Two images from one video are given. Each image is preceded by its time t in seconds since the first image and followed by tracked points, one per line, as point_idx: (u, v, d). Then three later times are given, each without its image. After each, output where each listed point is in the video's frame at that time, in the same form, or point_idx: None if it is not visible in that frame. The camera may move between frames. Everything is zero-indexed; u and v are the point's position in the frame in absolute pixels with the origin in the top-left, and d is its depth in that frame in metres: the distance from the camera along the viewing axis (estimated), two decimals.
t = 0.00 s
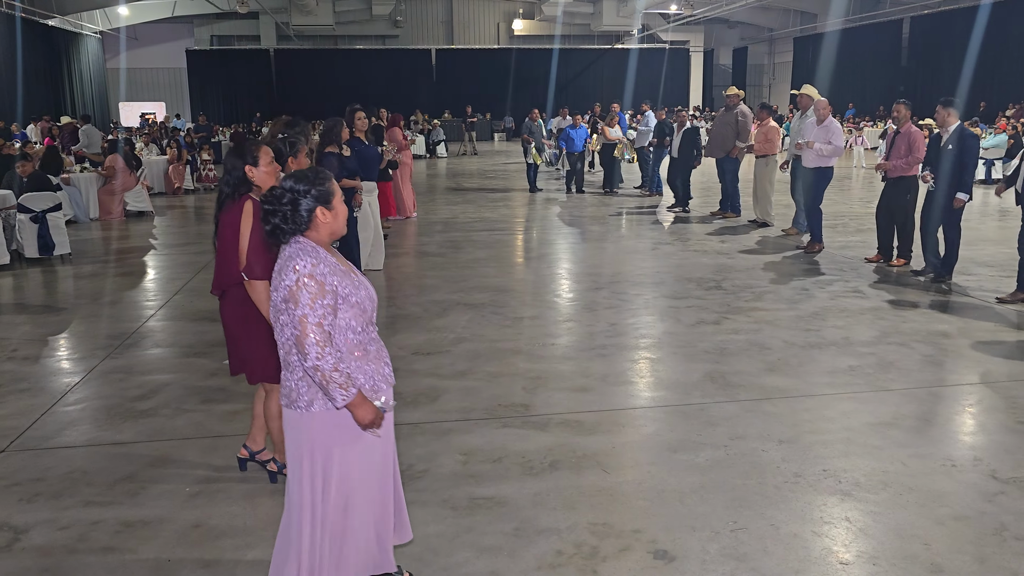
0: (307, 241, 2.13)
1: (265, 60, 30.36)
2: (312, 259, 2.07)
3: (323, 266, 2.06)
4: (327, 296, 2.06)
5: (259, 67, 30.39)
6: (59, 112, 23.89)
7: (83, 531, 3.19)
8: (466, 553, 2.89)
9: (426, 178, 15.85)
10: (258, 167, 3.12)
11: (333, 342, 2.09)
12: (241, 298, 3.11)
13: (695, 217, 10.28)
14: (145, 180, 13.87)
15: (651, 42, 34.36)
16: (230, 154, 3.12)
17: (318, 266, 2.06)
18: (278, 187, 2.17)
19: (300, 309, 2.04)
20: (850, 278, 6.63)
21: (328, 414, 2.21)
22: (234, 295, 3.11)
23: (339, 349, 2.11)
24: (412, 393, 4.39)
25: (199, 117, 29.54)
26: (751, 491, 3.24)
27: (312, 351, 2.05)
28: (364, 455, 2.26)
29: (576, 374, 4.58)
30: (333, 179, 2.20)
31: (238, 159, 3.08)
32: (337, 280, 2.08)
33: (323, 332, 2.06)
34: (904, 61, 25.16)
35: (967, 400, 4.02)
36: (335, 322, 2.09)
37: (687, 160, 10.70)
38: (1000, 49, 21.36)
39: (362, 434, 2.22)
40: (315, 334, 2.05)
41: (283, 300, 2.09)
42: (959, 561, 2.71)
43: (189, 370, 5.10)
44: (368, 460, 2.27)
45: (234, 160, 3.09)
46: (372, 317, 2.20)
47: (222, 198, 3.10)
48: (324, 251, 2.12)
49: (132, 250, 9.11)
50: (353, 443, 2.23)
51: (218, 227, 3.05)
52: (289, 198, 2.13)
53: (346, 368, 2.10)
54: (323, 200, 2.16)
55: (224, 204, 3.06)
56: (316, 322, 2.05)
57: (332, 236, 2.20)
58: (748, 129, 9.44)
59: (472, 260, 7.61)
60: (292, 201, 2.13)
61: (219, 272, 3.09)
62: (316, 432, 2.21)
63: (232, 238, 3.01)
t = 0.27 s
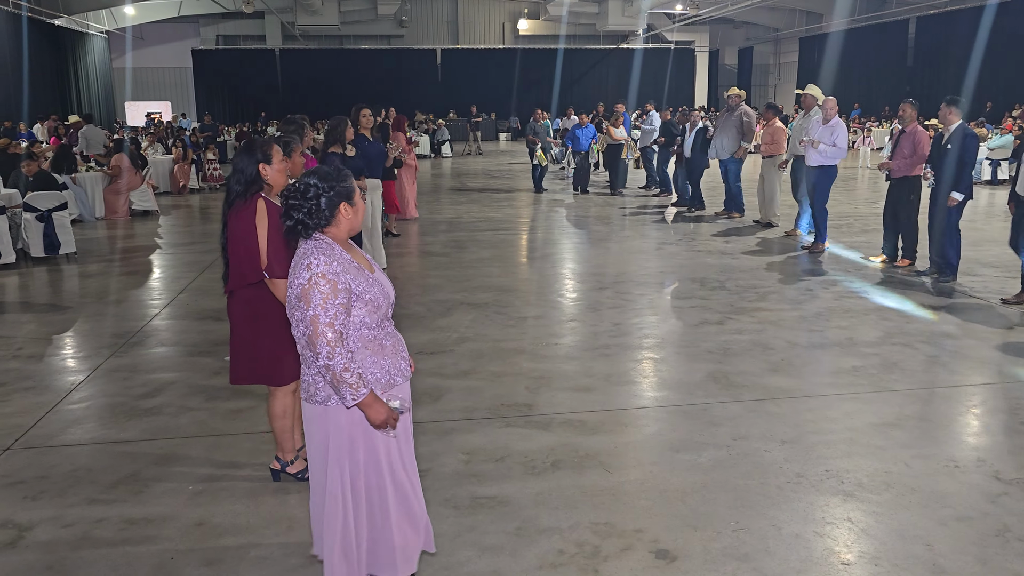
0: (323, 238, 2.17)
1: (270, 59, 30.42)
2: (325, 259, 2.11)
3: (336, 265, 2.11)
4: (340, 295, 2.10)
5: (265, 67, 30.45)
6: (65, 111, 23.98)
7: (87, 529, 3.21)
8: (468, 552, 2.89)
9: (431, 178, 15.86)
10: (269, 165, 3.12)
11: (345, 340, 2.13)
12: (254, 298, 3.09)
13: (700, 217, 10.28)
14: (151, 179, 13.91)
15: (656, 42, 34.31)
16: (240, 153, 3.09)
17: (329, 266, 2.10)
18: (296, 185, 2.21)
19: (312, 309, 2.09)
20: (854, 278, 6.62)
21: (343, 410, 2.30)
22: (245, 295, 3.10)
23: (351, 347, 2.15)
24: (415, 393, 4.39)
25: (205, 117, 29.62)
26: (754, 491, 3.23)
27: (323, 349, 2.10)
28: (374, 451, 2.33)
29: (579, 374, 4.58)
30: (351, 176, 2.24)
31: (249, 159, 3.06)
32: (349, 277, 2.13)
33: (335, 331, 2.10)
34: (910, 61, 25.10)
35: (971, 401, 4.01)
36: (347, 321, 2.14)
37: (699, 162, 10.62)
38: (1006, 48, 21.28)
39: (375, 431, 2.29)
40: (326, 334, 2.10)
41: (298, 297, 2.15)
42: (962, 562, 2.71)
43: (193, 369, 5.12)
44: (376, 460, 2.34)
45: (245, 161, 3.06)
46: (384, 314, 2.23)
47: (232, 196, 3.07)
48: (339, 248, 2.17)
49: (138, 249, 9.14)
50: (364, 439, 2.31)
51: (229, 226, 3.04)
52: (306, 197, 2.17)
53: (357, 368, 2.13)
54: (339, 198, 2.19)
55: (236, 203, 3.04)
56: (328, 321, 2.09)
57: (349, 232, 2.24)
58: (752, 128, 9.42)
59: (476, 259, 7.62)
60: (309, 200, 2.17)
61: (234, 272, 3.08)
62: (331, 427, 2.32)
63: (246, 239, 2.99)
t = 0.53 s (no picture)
0: (322, 247, 2.13)
1: (276, 60, 30.50)
2: (325, 267, 2.07)
3: (336, 273, 2.08)
4: (340, 302, 2.07)
5: (271, 67, 30.52)
6: (72, 111, 24.06)
7: (92, 528, 3.22)
8: (471, 552, 2.90)
9: (436, 178, 15.89)
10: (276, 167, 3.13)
11: (345, 350, 2.09)
12: (260, 300, 3.10)
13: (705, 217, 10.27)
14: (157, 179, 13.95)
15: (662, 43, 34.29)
16: (246, 155, 3.08)
17: (330, 273, 2.06)
18: (294, 193, 2.17)
19: (312, 316, 2.05)
20: (859, 278, 6.63)
21: (342, 420, 2.25)
22: (252, 298, 3.11)
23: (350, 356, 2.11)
24: (419, 393, 4.40)
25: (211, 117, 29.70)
26: (756, 493, 3.23)
27: (323, 358, 2.05)
28: (375, 462, 2.28)
29: (583, 375, 4.58)
30: (350, 183, 2.21)
31: (256, 162, 3.05)
32: (349, 285, 2.09)
33: (335, 339, 2.06)
34: (917, 62, 25.05)
35: (976, 403, 4.00)
36: (347, 329, 2.10)
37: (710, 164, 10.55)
38: (1013, 49, 21.21)
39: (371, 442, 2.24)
40: (326, 342, 2.05)
41: (297, 305, 2.10)
42: (965, 564, 2.70)
43: (198, 369, 5.13)
44: (371, 474, 2.28)
45: (251, 165, 3.05)
46: (384, 323, 2.20)
47: (237, 197, 3.07)
48: (339, 256, 2.14)
49: (144, 249, 9.16)
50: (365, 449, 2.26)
51: (234, 229, 3.04)
52: (305, 206, 2.13)
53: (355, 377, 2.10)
54: (338, 207, 2.16)
55: (242, 205, 3.03)
56: (327, 329, 2.05)
57: (346, 241, 2.21)
58: (757, 128, 9.39)
59: (480, 260, 7.62)
60: (308, 209, 2.13)
61: (241, 274, 3.09)
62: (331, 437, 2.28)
63: (252, 244, 3.00)
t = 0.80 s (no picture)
0: (307, 248, 2.12)
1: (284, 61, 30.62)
2: (316, 266, 2.06)
3: (327, 270, 2.08)
4: (332, 300, 2.06)
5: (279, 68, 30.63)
6: (81, 112, 24.19)
7: (100, 526, 3.24)
8: (477, 552, 2.90)
9: (442, 179, 15.93)
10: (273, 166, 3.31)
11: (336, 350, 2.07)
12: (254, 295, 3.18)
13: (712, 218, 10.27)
14: (165, 180, 14.02)
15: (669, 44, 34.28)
16: (243, 153, 3.22)
17: (322, 271, 2.06)
18: (276, 193, 2.16)
19: (304, 313, 2.02)
20: (866, 280, 6.61)
21: (322, 425, 2.20)
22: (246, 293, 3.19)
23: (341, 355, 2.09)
24: (425, 394, 4.41)
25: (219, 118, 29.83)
26: (763, 494, 3.23)
27: (316, 355, 2.02)
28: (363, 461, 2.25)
29: (589, 376, 4.58)
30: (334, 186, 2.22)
31: (254, 159, 3.19)
32: (339, 284, 2.10)
33: (328, 338, 2.04)
34: (924, 63, 24.98)
35: (984, 405, 3.98)
36: (338, 327, 2.09)
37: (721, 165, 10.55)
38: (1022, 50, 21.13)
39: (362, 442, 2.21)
40: (318, 339, 2.03)
41: (284, 304, 2.07)
42: (973, 566, 2.69)
43: (205, 369, 5.15)
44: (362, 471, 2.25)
45: (250, 161, 3.18)
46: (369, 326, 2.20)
47: (234, 193, 3.17)
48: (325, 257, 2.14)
49: (152, 249, 9.21)
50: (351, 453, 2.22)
51: (230, 224, 3.13)
52: (291, 205, 2.11)
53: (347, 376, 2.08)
54: (324, 208, 2.16)
55: (237, 201, 3.13)
56: (320, 326, 2.03)
57: (328, 242, 2.21)
58: (765, 130, 9.39)
59: (487, 261, 7.64)
60: (292, 210, 2.12)
61: (235, 268, 3.17)
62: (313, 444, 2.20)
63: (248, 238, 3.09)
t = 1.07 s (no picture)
0: (291, 244, 2.09)
1: (291, 63, 30.69)
2: (299, 260, 2.05)
3: (311, 265, 2.07)
4: (317, 293, 2.06)
5: (286, 70, 30.70)
6: (89, 113, 24.27)
7: (108, 526, 3.25)
8: (484, 553, 2.90)
9: (449, 181, 15.94)
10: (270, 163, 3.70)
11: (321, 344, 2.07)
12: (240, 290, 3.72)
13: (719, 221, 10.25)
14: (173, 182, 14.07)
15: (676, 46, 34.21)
16: (241, 153, 3.62)
17: (306, 265, 2.05)
18: (256, 191, 2.12)
19: (289, 307, 2.02)
20: (874, 283, 6.58)
21: (316, 421, 2.18)
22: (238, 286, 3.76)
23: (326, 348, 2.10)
24: (432, 395, 4.41)
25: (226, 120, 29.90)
26: (769, 496, 3.22)
27: (301, 347, 2.03)
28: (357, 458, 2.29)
29: (595, 378, 4.58)
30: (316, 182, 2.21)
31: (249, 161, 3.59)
32: (323, 278, 2.09)
33: (313, 331, 2.04)
34: (932, 65, 24.88)
35: (993, 409, 3.97)
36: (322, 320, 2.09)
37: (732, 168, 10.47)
38: None
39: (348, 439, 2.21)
40: (304, 331, 2.03)
41: (268, 299, 2.05)
42: (981, 570, 2.68)
43: (213, 369, 5.17)
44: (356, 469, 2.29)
45: (246, 161, 3.60)
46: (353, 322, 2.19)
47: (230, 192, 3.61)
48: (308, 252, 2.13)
49: (160, 250, 9.24)
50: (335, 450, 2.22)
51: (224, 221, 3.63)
52: (272, 203, 2.08)
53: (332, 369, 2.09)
54: (304, 206, 2.13)
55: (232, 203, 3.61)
56: (305, 318, 2.03)
57: (310, 242, 2.17)
58: (774, 132, 9.34)
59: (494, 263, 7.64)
60: (273, 207, 2.08)
61: (226, 270, 3.76)
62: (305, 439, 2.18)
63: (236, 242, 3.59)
